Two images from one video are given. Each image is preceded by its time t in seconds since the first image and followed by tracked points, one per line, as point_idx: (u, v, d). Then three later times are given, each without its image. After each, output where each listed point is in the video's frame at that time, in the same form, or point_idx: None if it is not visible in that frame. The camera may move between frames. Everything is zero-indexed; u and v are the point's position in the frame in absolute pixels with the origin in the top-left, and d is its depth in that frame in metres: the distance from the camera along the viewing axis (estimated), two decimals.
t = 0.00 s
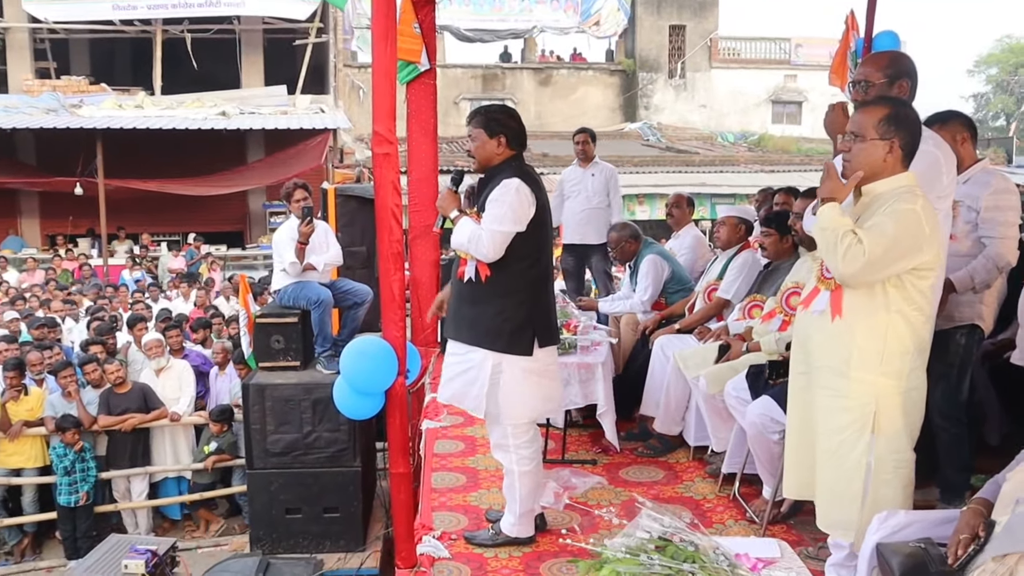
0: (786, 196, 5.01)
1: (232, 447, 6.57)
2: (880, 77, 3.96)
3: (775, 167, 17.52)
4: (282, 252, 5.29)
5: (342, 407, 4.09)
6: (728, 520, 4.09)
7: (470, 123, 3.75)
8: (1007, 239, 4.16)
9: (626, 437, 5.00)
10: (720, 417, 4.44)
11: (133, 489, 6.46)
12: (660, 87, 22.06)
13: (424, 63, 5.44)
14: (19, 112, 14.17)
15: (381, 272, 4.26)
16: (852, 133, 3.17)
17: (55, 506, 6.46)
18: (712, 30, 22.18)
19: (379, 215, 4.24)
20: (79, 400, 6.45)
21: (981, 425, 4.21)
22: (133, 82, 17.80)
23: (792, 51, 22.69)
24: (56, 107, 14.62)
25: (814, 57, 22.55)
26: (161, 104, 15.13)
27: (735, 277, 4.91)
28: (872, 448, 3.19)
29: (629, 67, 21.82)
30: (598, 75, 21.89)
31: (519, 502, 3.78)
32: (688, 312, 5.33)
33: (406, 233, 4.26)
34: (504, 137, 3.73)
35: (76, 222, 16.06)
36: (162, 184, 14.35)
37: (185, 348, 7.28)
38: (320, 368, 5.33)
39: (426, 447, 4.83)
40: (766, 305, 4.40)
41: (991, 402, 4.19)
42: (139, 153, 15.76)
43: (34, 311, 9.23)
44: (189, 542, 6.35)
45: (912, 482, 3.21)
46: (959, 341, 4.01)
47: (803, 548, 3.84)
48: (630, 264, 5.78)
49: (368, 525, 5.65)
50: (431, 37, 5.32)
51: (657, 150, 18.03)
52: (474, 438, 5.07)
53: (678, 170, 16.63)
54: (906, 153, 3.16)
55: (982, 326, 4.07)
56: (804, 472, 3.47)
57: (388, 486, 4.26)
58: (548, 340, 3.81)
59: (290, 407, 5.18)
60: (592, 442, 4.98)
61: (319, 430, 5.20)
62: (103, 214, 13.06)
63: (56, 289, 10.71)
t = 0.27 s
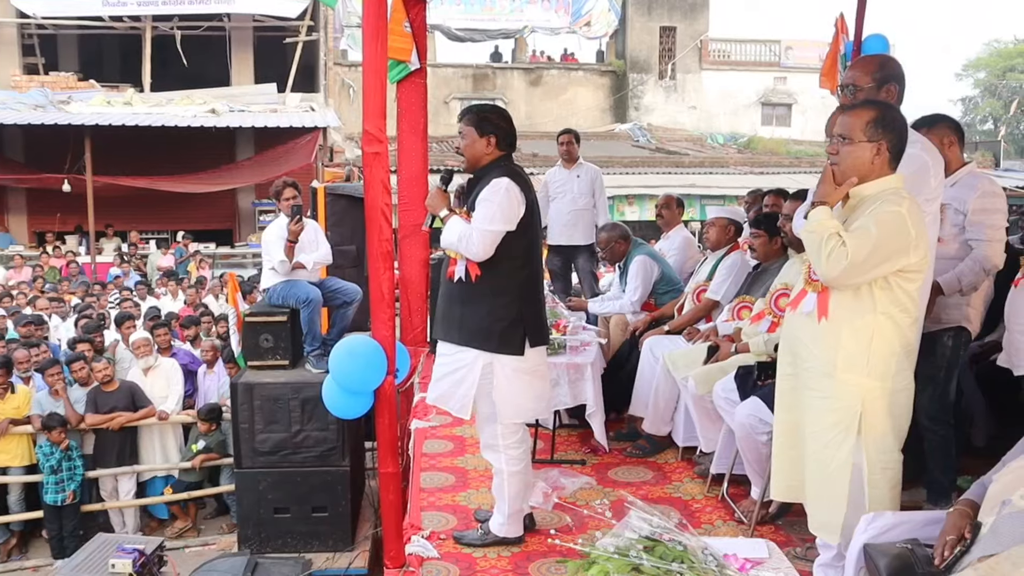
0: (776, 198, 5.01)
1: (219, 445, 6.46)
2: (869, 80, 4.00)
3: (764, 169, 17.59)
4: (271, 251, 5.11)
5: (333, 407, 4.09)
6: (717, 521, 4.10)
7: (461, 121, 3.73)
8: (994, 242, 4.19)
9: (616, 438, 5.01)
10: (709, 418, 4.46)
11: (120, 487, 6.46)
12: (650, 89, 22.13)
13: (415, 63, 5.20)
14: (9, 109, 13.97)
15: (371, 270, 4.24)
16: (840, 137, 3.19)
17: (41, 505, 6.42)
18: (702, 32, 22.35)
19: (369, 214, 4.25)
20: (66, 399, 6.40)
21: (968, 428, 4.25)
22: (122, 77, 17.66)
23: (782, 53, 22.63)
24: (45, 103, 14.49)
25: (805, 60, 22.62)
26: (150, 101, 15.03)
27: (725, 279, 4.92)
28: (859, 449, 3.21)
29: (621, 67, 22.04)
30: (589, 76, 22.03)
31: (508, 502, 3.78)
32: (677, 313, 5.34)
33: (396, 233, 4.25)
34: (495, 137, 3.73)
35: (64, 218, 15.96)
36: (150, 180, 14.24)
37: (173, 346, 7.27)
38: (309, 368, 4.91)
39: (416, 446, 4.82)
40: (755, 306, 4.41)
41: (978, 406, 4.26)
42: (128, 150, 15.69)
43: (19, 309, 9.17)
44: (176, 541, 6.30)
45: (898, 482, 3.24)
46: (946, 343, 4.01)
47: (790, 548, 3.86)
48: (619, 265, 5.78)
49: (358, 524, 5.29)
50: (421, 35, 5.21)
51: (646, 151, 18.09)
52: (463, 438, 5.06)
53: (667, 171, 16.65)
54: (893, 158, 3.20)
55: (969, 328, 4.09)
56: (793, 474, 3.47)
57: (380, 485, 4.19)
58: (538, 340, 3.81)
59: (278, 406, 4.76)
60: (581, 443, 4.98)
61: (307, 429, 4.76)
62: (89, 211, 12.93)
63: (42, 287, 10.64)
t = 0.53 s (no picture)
0: (776, 200, 4.95)
1: (218, 443, 6.40)
2: (870, 82, 4.02)
3: (764, 170, 17.58)
4: (271, 249, 5.12)
5: (332, 406, 4.08)
6: (715, 521, 4.11)
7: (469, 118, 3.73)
8: (993, 244, 4.20)
9: (614, 438, 5.01)
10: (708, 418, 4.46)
11: (118, 485, 6.41)
12: (650, 89, 22.12)
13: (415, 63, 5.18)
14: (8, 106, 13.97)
15: (370, 269, 4.23)
16: (840, 138, 3.20)
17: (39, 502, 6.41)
18: (702, 33, 22.34)
19: (369, 213, 4.23)
20: (65, 396, 6.40)
21: (966, 429, 4.31)
22: (122, 75, 17.73)
23: (782, 53, 22.58)
24: (45, 100, 14.46)
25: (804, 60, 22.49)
26: (150, 98, 15.04)
27: (725, 280, 4.91)
28: (854, 450, 3.22)
29: (621, 68, 22.04)
30: (589, 76, 22.02)
31: (507, 501, 3.78)
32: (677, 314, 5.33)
33: (395, 233, 4.24)
34: (511, 136, 3.73)
35: (63, 215, 15.94)
36: (150, 177, 14.23)
37: (172, 344, 7.24)
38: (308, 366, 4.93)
39: (414, 446, 4.82)
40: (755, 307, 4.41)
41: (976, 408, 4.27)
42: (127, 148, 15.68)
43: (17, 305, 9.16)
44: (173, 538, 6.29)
45: (893, 482, 3.25)
46: (944, 344, 4.01)
47: (788, 549, 3.86)
48: (619, 264, 5.78)
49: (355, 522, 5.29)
50: (422, 34, 5.21)
51: (646, 151, 18.07)
52: (462, 437, 5.05)
53: (666, 172, 16.63)
54: (893, 159, 3.20)
55: (967, 330, 4.10)
56: (789, 474, 3.48)
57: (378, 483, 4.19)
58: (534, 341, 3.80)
59: (277, 405, 4.75)
60: (579, 443, 4.98)
61: (306, 428, 4.76)
62: (88, 207, 12.86)
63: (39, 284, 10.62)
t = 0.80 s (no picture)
0: (771, 199, 5.05)
1: (211, 441, 6.47)
2: (865, 81, 4.07)
3: (760, 170, 17.62)
4: (264, 246, 5.15)
5: (325, 404, 4.07)
6: (707, 521, 4.12)
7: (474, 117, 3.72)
8: (985, 246, 4.22)
9: (608, 437, 5.00)
10: (701, 418, 4.46)
11: (111, 483, 6.40)
12: (646, 89, 22.19)
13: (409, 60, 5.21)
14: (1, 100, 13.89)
15: (363, 266, 4.23)
16: (835, 138, 3.20)
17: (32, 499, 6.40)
18: (697, 33, 22.37)
19: (362, 210, 4.24)
20: (58, 392, 6.41)
21: (959, 429, 4.27)
22: (118, 73, 17.71)
23: (776, 55, 23.13)
24: (39, 96, 14.42)
25: (797, 61, 23.14)
26: (144, 94, 15.01)
27: (716, 281, 4.93)
28: (845, 450, 3.24)
29: (616, 68, 21.95)
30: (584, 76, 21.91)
31: (500, 500, 3.78)
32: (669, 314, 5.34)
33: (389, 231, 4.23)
34: (516, 135, 3.74)
35: (56, 211, 15.89)
36: (144, 173, 14.13)
37: (165, 341, 7.25)
38: (302, 364, 4.88)
39: (407, 444, 4.81)
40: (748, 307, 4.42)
41: (970, 409, 4.27)
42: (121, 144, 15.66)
43: (9, 302, 9.12)
44: (166, 535, 6.35)
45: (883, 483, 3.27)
46: (936, 345, 4.03)
47: (780, 548, 3.87)
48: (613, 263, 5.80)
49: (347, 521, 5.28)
50: (417, 32, 5.19)
51: (641, 151, 18.07)
52: (455, 436, 5.05)
53: (661, 172, 16.63)
54: (887, 159, 3.21)
55: (958, 332, 4.13)
56: (778, 472, 3.50)
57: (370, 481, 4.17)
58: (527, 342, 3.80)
59: (269, 403, 4.74)
60: (572, 442, 4.98)
61: (299, 425, 4.75)
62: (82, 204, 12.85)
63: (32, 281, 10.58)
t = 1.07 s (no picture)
0: (783, 187, 4.91)
1: (188, 454, 5.94)
2: (878, 63, 3.83)
3: (767, 159, 17.05)
4: (243, 245, 4.87)
5: (307, 412, 3.83)
6: (717, 533, 3.87)
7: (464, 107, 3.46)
8: (1010, 237, 3.96)
9: (610, 445, 4.75)
10: (709, 424, 4.20)
11: (81, 499, 5.92)
12: (647, 74, 21.85)
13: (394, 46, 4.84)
14: None
15: (349, 264, 4.00)
16: (848, 124, 2.97)
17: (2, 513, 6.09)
18: (702, 16, 22.10)
19: (348, 206, 3.99)
20: (22, 403, 5.95)
21: (984, 433, 4.01)
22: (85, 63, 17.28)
23: (787, 38, 22.37)
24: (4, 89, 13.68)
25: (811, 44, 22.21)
26: (119, 88, 14.38)
27: (722, 279, 4.69)
28: (862, 455, 2.98)
29: (616, 52, 21.74)
30: (582, 61, 21.72)
31: (496, 513, 3.52)
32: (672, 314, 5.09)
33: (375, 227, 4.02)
34: (501, 124, 3.47)
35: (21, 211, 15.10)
36: (115, 169, 13.37)
37: (136, 347, 6.85)
38: (284, 372, 4.66)
39: (397, 455, 4.56)
40: (757, 306, 4.16)
41: (994, 410, 4.02)
42: (95, 140, 14.93)
43: None
44: (139, 556, 5.83)
45: (904, 489, 3.00)
46: (960, 344, 3.78)
47: (796, 563, 3.60)
48: (614, 258, 5.56)
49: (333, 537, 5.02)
50: (403, 16, 4.88)
51: (644, 142, 17.51)
52: (448, 445, 4.81)
53: (664, 163, 16.04)
54: (905, 145, 2.97)
55: (982, 329, 3.89)
56: (790, 478, 3.24)
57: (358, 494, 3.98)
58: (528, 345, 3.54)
59: (251, 412, 4.50)
60: (572, 451, 4.73)
61: (282, 436, 4.51)
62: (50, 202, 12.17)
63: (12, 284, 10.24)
